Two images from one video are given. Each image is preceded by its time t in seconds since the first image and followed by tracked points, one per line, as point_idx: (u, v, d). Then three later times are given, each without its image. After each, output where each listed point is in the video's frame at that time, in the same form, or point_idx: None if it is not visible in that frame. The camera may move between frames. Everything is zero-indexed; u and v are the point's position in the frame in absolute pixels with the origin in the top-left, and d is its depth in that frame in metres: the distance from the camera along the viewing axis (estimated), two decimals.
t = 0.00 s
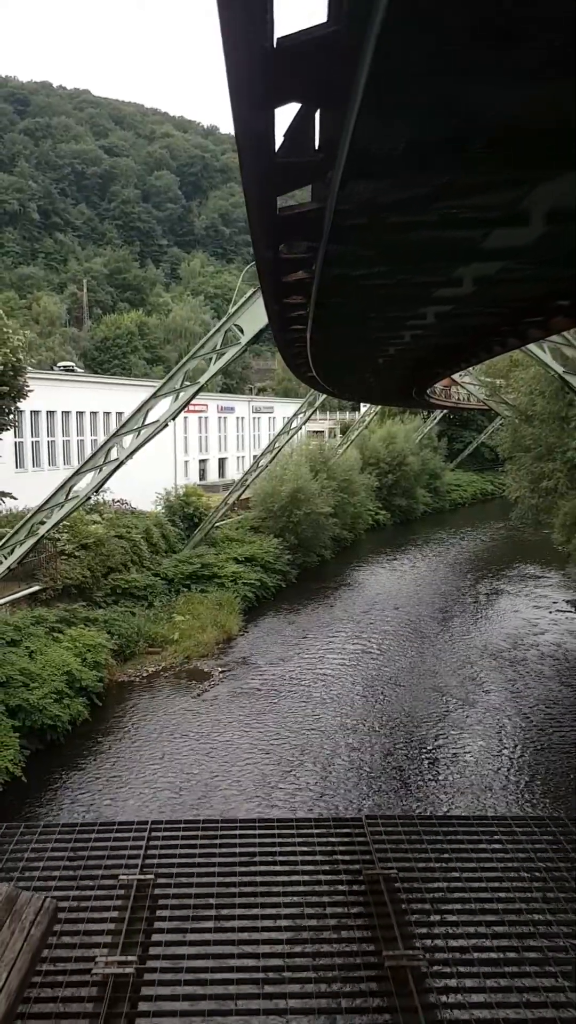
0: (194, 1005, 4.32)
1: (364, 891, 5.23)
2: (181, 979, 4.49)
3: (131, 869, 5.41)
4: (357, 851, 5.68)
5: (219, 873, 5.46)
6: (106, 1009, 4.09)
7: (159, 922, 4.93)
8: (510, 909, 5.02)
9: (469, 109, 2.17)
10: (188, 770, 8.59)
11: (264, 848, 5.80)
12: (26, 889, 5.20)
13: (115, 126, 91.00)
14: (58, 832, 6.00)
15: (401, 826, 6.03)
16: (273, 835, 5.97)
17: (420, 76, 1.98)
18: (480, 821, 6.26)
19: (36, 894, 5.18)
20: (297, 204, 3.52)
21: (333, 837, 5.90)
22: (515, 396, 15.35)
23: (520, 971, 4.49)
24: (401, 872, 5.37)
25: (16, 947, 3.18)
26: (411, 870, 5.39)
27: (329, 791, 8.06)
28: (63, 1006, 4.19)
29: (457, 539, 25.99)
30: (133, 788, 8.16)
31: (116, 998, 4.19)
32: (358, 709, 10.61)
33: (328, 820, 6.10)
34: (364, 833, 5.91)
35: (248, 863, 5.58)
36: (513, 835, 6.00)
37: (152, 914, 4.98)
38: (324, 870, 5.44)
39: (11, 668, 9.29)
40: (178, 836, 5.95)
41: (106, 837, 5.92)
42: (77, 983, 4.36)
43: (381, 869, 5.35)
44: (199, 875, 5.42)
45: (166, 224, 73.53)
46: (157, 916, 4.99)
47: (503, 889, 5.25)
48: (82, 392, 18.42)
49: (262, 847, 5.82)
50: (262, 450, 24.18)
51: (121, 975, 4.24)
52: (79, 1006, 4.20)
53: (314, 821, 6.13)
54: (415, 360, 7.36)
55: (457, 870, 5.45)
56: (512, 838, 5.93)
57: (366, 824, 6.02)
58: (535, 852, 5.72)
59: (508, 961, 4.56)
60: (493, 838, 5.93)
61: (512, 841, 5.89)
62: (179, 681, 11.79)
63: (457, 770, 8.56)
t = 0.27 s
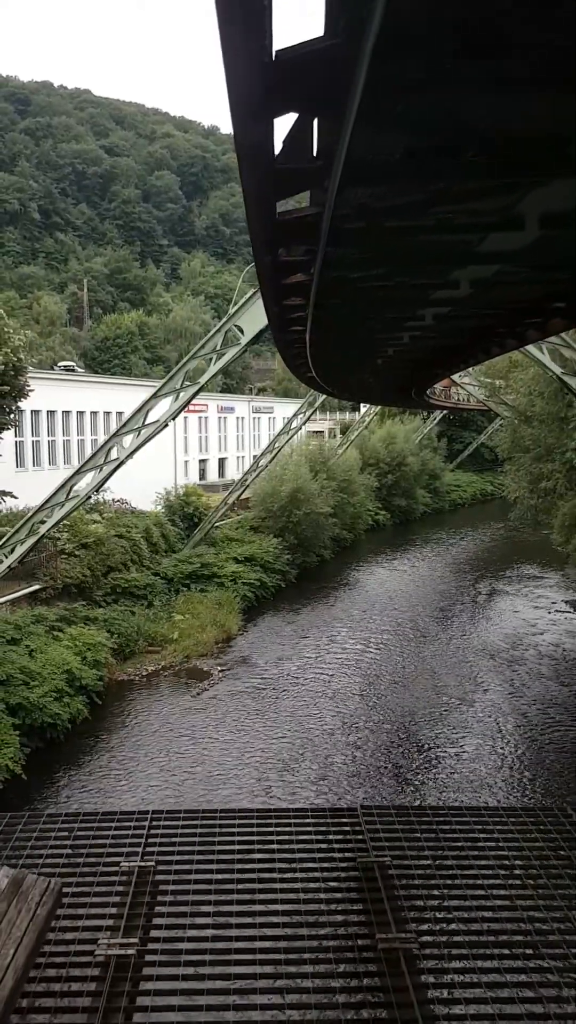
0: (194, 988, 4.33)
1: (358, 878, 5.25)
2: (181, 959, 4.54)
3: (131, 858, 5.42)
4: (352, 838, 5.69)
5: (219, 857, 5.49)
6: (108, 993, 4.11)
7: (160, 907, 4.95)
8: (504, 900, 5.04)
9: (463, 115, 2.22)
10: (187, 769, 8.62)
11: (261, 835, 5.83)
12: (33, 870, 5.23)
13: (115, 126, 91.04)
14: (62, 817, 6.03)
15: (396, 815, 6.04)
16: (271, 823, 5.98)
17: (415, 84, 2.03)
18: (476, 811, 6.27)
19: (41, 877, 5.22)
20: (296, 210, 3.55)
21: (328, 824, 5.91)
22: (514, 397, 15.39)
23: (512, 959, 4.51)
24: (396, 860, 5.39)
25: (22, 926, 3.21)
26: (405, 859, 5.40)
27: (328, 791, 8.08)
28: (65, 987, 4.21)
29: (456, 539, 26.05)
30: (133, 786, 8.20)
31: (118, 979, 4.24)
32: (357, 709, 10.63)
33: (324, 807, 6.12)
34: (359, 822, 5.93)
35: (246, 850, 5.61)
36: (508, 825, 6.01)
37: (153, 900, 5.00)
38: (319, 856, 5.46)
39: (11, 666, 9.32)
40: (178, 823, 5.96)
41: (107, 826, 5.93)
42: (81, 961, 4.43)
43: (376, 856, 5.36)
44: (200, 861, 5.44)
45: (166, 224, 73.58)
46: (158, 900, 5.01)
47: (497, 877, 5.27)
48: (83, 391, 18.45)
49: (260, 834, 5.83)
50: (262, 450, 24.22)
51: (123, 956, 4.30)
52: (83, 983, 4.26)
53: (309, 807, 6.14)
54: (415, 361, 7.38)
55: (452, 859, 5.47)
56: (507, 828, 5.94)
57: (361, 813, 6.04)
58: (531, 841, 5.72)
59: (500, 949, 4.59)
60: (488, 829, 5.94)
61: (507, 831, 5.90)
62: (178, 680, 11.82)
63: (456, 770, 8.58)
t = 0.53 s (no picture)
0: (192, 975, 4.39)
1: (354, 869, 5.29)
2: (181, 950, 4.56)
3: (132, 848, 5.45)
4: (348, 831, 5.73)
5: (217, 848, 5.53)
6: (107, 982, 4.14)
7: (160, 897, 4.99)
8: (498, 891, 5.09)
9: (459, 123, 2.25)
10: (187, 768, 8.64)
11: (260, 828, 5.85)
12: (35, 858, 5.32)
13: (116, 125, 91.04)
14: (64, 812, 6.05)
15: (392, 809, 6.07)
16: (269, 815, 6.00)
17: (411, 92, 2.07)
18: (471, 804, 6.31)
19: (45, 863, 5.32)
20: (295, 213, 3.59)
21: (325, 818, 5.94)
22: (514, 398, 15.41)
23: (505, 947, 4.56)
24: (391, 852, 5.44)
25: (26, 910, 3.49)
26: (400, 851, 5.45)
27: (327, 790, 8.09)
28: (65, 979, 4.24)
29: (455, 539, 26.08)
30: (132, 785, 8.22)
31: (118, 970, 4.27)
32: (356, 709, 10.65)
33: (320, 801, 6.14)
34: (356, 816, 5.95)
35: (245, 841, 5.64)
36: (504, 819, 6.04)
37: (153, 890, 5.04)
38: (316, 847, 5.51)
39: (11, 665, 9.36)
40: (179, 815, 5.99)
41: (108, 819, 5.95)
42: (82, 949, 4.48)
43: (371, 847, 5.41)
44: (200, 851, 5.47)
45: (167, 224, 73.61)
46: (158, 890, 5.05)
47: (491, 870, 5.32)
48: (83, 391, 18.48)
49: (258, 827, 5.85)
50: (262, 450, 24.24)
51: (125, 942, 4.36)
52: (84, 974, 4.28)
53: (307, 801, 6.16)
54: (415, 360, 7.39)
55: (446, 852, 5.52)
56: (503, 823, 5.98)
57: (358, 807, 6.06)
58: (526, 835, 5.76)
59: (492, 938, 4.65)
60: (484, 823, 5.98)
61: (503, 825, 5.93)
62: (178, 679, 11.85)
63: (455, 770, 8.59)
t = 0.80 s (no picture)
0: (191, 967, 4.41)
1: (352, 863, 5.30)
2: (180, 945, 4.56)
3: (133, 841, 5.48)
4: (346, 825, 5.74)
5: (217, 842, 5.54)
6: (107, 980, 4.11)
7: (160, 889, 5.01)
8: (495, 887, 5.08)
9: (458, 127, 2.27)
10: (187, 767, 8.67)
11: (260, 823, 5.85)
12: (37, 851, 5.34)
13: (117, 125, 90.99)
14: (66, 807, 6.07)
15: (391, 805, 6.08)
16: (268, 812, 6.01)
17: (411, 97, 2.09)
18: (469, 801, 6.31)
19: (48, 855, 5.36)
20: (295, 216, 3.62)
21: (322, 813, 5.95)
22: (514, 399, 15.42)
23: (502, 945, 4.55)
24: (388, 847, 5.44)
25: (30, 900, 3.54)
26: (398, 846, 5.45)
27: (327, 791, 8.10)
28: (65, 974, 4.22)
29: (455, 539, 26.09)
30: (132, 784, 8.25)
31: (117, 966, 4.25)
32: (356, 709, 10.65)
33: (319, 798, 6.15)
34: (354, 811, 5.96)
35: (244, 837, 5.64)
36: (502, 815, 6.04)
37: (154, 883, 5.05)
38: (314, 841, 5.51)
39: (12, 664, 9.37)
40: (179, 810, 6.00)
41: (110, 811, 5.98)
42: (84, 942, 4.47)
43: (369, 841, 5.41)
44: (199, 846, 5.48)
45: (168, 224, 73.63)
46: (158, 883, 5.06)
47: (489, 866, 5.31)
48: (84, 391, 18.48)
49: (258, 823, 5.86)
50: (262, 450, 24.25)
51: (125, 934, 4.38)
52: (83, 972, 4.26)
53: (306, 798, 6.17)
54: (415, 360, 7.39)
55: (444, 848, 5.52)
56: (501, 818, 5.97)
57: (356, 802, 6.07)
58: (524, 832, 5.75)
59: (489, 935, 4.64)
60: (482, 819, 5.98)
61: (501, 821, 5.93)
62: (178, 679, 11.87)
63: (455, 770, 8.60)
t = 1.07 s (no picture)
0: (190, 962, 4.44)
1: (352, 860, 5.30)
2: (181, 938, 4.58)
3: (135, 836, 5.49)
4: (345, 822, 5.75)
5: (218, 838, 5.55)
6: (109, 973, 4.10)
7: (162, 883, 5.03)
8: (493, 883, 5.09)
9: (457, 131, 2.29)
10: (187, 767, 8.69)
11: (260, 820, 5.86)
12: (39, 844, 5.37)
13: (117, 125, 90.96)
14: (67, 803, 6.08)
15: (390, 803, 6.08)
16: (268, 808, 6.01)
17: (410, 101, 2.11)
18: (467, 799, 6.33)
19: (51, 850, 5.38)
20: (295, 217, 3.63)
21: (322, 810, 5.96)
22: (514, 399, 15.43)
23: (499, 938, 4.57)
24: (387, 843, 5.46)
25: (34, 893, 3.54)
26: (397, 841, 5.47)
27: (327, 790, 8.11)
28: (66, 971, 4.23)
29: (455, 539, 26.09)
30: (132, 783, 8.27)
31: (119, 959, 4.22)
32: (356, 709, 10.66)
33: (319, 796, 6.15)
34: (353, 808, 5.96)
35: (244, 833, 5.65)
36: (499, 812, 6.06)
37: (155, 877, 5.06)
38: (313, 838, 5.52)
39: (12, 664, 9.38)
40: (179, 806, 6.00)
41: (111, 807, 6.00)
42: (87, 932, 4.51)
43: (367, 837, 5.43)
44: (200, 841, 5.49)
45: (168, 224, 73.63)
46: (159, 878, 5.07)
47: (486, 861, 5.32)
48: (84, 391, 18.49)
49: (259, 820, 5.86)
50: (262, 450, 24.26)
51: (128, 926, 4.34)
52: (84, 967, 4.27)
53: (306, 796, 6.17)
54: (415, 360, 7.40)
55: (443, 845, 5.52)
56: (498, 816, 5.99)
57: (356, 800, 6.07)
58: (522, 829, 5.76)
59: (487, 929, 4.66)
60: (479, 816, 6.00)
61: (499, 818, 5.94)
62: (178, 678, 11.88)
63: (455, 770, 8.60)
